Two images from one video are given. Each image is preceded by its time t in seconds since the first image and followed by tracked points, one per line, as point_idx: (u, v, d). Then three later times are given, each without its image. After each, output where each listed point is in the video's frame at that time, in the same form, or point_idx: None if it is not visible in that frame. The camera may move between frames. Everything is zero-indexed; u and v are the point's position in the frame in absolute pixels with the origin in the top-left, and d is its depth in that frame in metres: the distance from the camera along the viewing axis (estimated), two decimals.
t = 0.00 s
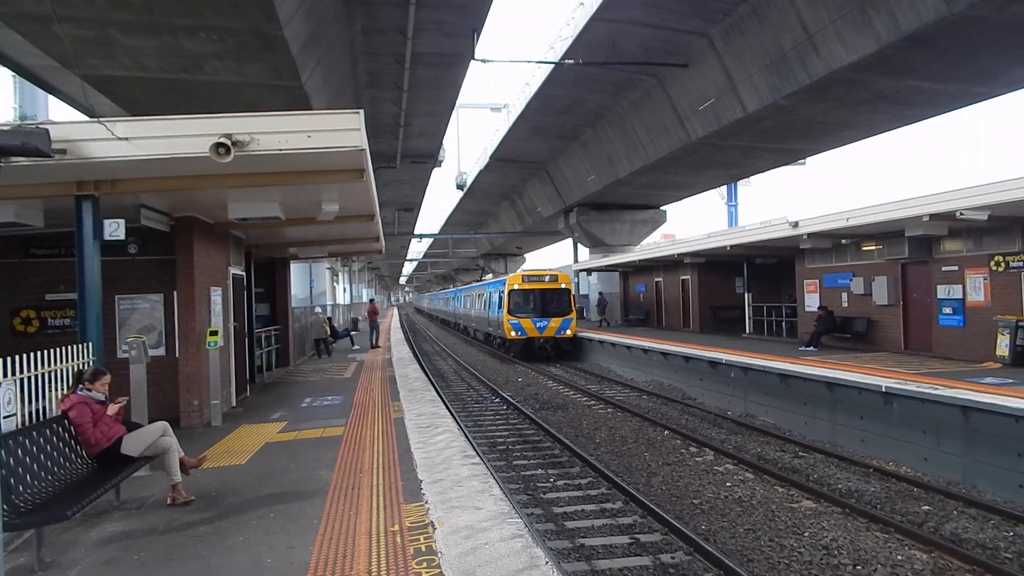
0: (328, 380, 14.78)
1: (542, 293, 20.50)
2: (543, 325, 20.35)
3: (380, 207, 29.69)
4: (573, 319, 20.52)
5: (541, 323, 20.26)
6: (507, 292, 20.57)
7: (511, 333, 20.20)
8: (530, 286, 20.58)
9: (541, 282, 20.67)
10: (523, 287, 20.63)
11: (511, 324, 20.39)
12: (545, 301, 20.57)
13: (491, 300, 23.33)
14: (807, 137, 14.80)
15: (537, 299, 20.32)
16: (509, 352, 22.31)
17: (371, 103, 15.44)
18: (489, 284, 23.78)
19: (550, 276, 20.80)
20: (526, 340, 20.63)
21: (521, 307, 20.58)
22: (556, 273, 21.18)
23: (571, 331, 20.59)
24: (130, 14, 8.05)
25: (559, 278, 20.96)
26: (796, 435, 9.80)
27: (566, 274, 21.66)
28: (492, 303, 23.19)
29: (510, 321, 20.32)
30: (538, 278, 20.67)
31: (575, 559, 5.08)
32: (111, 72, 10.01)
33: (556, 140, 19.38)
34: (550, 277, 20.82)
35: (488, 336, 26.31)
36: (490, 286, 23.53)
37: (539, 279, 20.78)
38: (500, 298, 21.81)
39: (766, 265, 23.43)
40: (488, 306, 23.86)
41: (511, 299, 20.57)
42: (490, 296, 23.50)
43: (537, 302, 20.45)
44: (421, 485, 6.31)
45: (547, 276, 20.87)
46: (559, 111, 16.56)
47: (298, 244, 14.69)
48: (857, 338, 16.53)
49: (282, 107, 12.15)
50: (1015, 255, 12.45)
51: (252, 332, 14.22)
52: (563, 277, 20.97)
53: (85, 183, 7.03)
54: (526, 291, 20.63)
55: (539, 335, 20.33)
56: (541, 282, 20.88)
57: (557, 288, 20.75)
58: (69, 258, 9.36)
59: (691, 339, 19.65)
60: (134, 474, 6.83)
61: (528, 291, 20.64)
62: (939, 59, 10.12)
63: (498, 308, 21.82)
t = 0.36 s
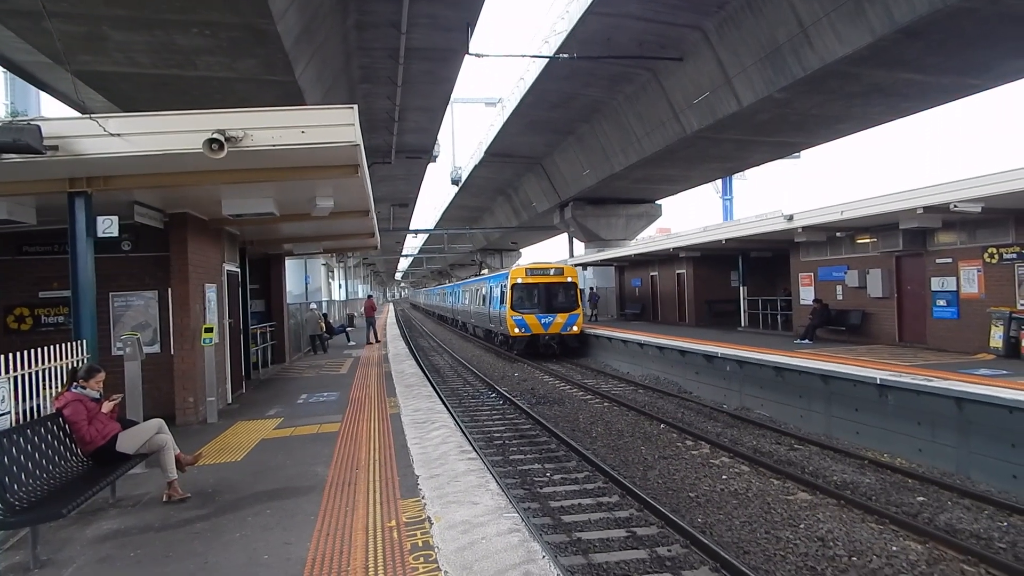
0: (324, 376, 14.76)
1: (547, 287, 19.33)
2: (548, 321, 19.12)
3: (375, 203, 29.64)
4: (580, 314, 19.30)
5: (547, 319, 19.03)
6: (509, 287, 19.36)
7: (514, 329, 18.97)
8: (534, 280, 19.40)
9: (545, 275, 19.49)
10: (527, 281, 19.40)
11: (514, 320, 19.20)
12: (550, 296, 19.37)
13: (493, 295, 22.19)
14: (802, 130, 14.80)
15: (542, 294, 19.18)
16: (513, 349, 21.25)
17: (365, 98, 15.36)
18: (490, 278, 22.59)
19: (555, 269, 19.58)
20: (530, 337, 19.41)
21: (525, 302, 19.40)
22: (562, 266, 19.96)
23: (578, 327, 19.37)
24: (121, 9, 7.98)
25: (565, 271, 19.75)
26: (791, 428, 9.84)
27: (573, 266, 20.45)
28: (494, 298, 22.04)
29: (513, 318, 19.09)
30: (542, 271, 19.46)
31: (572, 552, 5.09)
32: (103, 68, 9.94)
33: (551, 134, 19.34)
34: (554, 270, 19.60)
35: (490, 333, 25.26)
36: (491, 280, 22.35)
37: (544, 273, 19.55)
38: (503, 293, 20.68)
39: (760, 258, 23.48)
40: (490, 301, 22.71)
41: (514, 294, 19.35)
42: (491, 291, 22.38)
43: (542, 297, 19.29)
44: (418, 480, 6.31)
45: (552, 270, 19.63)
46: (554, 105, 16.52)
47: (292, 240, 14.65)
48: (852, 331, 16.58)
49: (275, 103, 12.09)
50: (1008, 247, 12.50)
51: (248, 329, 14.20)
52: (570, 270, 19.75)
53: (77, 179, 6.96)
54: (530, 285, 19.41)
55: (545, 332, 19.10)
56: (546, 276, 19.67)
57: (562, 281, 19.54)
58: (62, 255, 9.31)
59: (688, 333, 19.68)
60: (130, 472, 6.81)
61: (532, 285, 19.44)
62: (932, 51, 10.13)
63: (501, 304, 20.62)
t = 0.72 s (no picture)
0: (315, 370, 14.71)
1: (549, 279, 18.57)
2: (550, 315, 18.38)
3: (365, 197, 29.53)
4: (583, 308, 18.59)
5: (548, 313, 18.29)
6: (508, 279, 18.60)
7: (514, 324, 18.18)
8: (534, 272, 18.61)
9: (546, 267, 18.73)
10: (528, 273, 18.65)
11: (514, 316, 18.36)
12: (552, 289, 18.60)
13: (489, 289, 21.25)
14: (791, 123, 14.85)
15: (543, 286, 18.43)
16: (511, 345, 20.29)
17: (354, 91, 15.26)
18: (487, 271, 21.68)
19: (557, 261, 18.86)
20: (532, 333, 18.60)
21: (525, 296, 18.59)
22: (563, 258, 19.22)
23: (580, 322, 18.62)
24: (105, 1, 7.88)
25: (567, 263, 19.00)
26: (781, 419, 9.92)
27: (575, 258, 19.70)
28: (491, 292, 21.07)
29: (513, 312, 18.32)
30: (543, 263, 18.73)
31: (563, 544, 5.12)
32: (88, 61, 9.82)
33: (541, 127, 19.30)
34: (556, 262, 18.88)
35: (486, 329, 24.27)
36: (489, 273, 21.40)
37: (545, 265, 18.81)
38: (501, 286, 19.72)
39: (750, 251, 23.58)
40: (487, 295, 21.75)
41: (514, 287, 18.56)
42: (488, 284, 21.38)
43: (543, 289, 18.53)
44: (409, 474, 6.32)
45: (553, 261, 18.89)
46: (544, 98, 16.48)
47: (282, 234, 14.57)
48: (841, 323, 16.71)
49: (263, 96, 11.98)
50: (995, 239, 12.62)
51: (237, 324, 14.13)
52: (572, 262, 19.01)
53: (62, 174, 6.89)
54: (530, 277, 18.66)
55: (546, 327, 18.37)
56: (547, 268, 18.94)
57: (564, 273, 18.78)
58: (48, 250, 9.21)
59: (678, 325, 19.78)
60: (119, 468, 6.77)
61: (533, 278, 18.69)
62: (921, 44, 10.17)
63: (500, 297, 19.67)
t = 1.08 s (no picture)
0: (312, 366, 14.69)
1: (557, 274, 17.38)
2: (559, 312, 17.23)
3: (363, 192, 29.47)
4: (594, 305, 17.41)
5: (557, 310, 17.15)
6: (514, 274, 17.40)
7: (521, 322, 17.06)
8: (543, 266, 17.42)
9: (555, 261, 17.52)
10: (536, 268, 17.45)
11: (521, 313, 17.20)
12: (561, 284, 17.43)
13: (494, 284, 20.14)
14: (789, 118, 14.83)
15: (551, 282, 17.26)
16: (516, 344, 19.21)
17: (352, 86, 15.21)
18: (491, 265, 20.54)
19: (566, 254, 17.64)
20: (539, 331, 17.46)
21: (532, 292, 17.42)
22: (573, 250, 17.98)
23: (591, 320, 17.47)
24: None
25: (578, 256, 17.79)
26: (778, 415, 9.94)
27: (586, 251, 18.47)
28: (496, 288, 19.94)
29: (519, 309, 17.15)
30: (551, 256, 17.51)
31: (561, 539, 5.13)
32: (84, 54, 9.76)
33: (539, 122, 19.26)
34: (565, 255, 17.65)
35: (488, 326, 23.32)
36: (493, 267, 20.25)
37: (554, 259, 17.61)
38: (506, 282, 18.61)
39: (748, 246, 23.58)
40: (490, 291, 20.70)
41: (521, 282, 17.37)
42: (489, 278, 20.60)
43: (551, 285, 17.37)
44: (407, 469, 6.31)
45: (563, 255, 17.67)
46: (542, 93, 16.44)
47: (280, 229, 14.54)
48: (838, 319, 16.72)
49: (260, 90, 11.92)
50: (992, 234, 12.64)
51: (235, 319, 14.10)
52: (583, 255, 17.79)
53: (58, 167, 6.85)
54: (538, 272, 17.47)
55: (555, 324, 17.25)
56: (556, 262, 17.72)
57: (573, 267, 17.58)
58: (44, 244, 9.17)
59: (675, 321, 19.78)
60: (116, 463, 6.75)
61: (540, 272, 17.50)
62: (918, 39, 10.16)
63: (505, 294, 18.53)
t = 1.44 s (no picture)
0: (310, 366, 14.68)
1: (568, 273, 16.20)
2: (570, 313, 16.17)
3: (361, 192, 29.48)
4: (607, 305, 16.36)
5: (568, 312, 16.10)
6: (522, 274, 16.24)
7: (530, 325, 16.03)
8: (552, 265, 16.24)
9: (566, 260, 16.30)
10: (545, 266, 16.26)
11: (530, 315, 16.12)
12: (572, 284, 16.29)
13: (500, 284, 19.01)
14: (787, 117, 14.84)
15: (561, 282, 16.13)
16: (525, 348, 18.09)
17: (350, 85, 15.19)
18: (497, 264, 19.45)
19: (578, 252, 16.39)
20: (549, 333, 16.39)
21: (541, 292, 16.28)
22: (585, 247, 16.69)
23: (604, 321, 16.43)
24: None
25: (590, 254, 16.54)
26: (776, 414, 9.95)
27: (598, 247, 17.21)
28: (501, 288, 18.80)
29: (528, 310, 16.06)
30: (562, 255, 16.29)
31: (560, 539, 5.13)
32: (82, 54, 9.74)
33: (538, 122, 19.26)
34: (576, 254, 16.40)
35: (492, 329, 22.43)
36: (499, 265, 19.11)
37: (564, 257, 16.37)
38: (513, 282, 17.49)
39: (746, 245, 23.60)
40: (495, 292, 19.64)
41: (529, 282, 16.19)
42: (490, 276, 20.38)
43: (562, 285, 16.22)
44: (406, 469, 6.31)
45: (575, 253, 16.43)
46: (540, 93, 16.44)
47: (279, 229, 14.54)
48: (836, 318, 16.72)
49: (259, 89, 11.91)
50: (990, 233, 12.66)
51: (233, 319, 14.09)
52: (596, 253, 16.54)
53: (56, 167, 6.85)
54: (547, 271, 16.29)
55: (566, 326, 16.22)
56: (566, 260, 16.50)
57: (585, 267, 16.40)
58: (42, 244, 9.16)
59: (674, 320, 19.79)
60: (114, 463, 6.74)
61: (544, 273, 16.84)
62: (916, 39, 10.17)
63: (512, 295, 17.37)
